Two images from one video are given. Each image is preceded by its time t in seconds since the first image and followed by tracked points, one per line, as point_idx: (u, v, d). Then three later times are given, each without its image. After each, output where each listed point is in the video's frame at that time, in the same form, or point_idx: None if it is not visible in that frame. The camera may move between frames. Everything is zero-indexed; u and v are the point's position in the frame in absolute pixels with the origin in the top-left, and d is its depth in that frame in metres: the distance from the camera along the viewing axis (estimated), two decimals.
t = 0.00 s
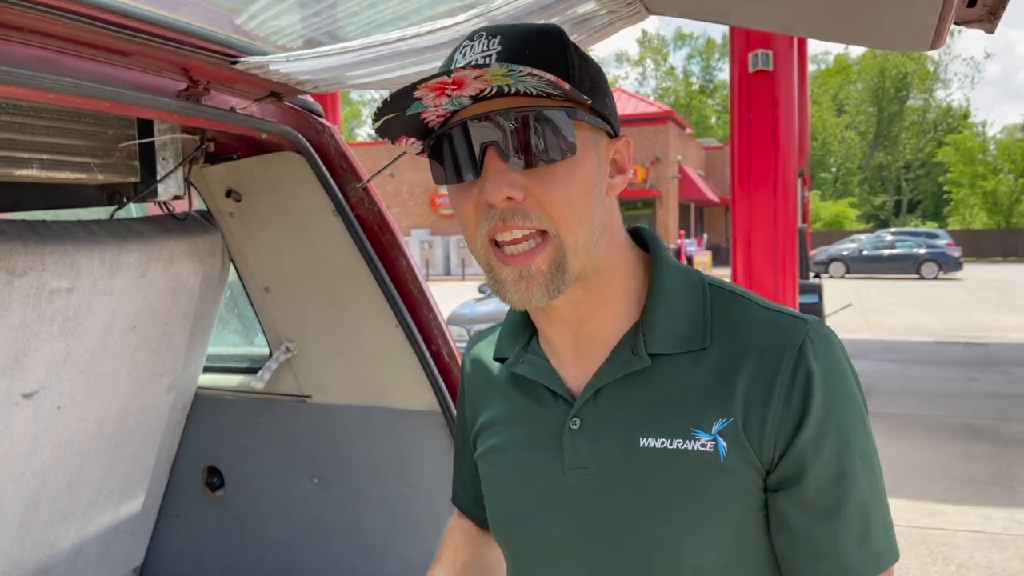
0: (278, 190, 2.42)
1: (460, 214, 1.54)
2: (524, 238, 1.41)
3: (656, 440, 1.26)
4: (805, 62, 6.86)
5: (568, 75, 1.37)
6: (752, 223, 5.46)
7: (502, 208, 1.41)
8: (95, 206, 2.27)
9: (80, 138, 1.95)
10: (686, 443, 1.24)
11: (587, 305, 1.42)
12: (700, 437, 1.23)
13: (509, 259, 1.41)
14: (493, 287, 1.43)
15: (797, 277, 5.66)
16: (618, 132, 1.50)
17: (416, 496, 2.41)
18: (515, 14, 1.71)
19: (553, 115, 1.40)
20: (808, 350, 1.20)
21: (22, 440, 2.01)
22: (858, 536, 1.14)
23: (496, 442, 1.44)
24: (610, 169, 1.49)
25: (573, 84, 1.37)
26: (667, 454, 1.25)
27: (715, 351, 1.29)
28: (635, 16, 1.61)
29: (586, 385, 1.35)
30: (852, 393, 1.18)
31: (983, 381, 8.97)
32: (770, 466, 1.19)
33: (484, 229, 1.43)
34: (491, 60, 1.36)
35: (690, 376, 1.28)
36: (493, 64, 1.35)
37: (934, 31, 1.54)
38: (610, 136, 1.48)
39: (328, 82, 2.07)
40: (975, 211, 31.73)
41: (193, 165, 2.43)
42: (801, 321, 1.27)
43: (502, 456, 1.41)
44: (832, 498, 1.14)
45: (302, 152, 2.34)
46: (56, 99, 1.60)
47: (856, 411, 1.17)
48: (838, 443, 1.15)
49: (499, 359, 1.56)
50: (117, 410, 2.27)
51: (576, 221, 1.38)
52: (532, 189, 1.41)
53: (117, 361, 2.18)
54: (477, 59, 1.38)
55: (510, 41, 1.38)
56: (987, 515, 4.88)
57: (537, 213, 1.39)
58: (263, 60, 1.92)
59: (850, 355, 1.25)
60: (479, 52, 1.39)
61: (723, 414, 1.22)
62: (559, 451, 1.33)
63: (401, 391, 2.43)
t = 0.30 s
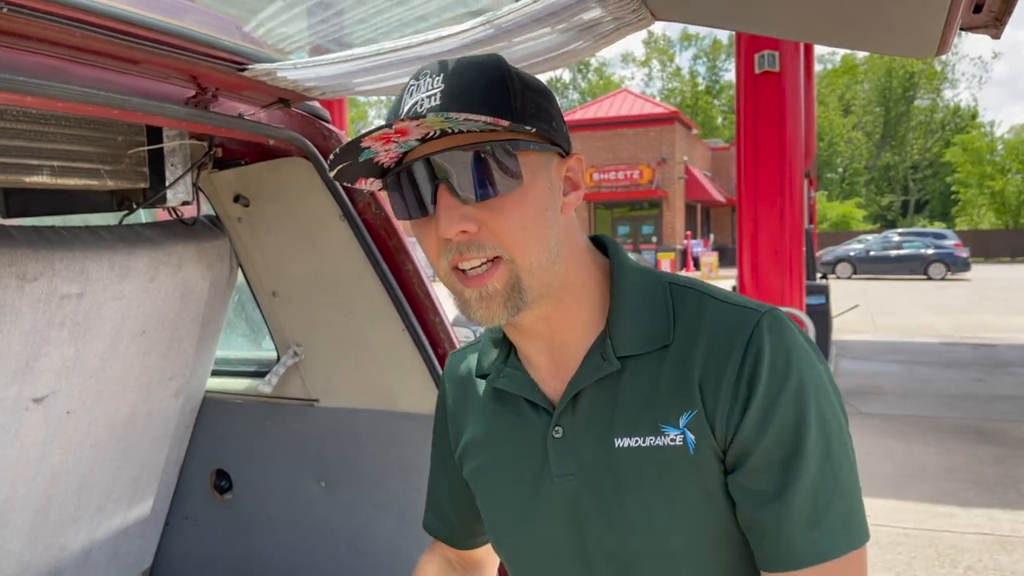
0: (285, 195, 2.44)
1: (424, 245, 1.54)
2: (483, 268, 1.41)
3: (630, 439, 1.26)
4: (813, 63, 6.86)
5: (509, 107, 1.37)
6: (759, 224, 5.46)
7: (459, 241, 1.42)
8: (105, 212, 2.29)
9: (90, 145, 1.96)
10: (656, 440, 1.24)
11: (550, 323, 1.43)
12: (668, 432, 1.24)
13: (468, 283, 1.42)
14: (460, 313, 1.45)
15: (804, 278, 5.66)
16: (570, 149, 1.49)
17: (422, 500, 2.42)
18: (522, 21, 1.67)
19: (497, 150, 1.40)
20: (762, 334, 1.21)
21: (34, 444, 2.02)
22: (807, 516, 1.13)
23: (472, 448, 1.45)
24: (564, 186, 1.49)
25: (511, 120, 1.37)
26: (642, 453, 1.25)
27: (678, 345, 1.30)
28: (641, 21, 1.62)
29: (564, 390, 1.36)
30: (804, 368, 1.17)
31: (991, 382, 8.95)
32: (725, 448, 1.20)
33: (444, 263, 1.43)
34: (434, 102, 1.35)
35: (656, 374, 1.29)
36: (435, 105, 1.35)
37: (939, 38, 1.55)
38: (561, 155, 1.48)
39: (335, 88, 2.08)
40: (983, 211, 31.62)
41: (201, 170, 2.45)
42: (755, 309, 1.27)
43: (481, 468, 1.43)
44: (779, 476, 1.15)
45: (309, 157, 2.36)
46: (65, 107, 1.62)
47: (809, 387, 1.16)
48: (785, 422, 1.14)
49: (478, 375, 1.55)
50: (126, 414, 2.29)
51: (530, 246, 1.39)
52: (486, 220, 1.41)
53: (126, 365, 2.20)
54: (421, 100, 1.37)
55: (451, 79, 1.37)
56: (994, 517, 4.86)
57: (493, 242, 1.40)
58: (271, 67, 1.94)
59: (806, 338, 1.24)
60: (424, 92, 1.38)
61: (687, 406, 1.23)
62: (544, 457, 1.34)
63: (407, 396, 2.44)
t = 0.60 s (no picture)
0: (296, 193, 2.45)
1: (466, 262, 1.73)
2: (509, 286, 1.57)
3: (645, 442, 1.39)
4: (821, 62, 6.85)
5: (520, 128, 1.49)
6: (767, 224, 5.45)
7: (482, 263, 1.59)
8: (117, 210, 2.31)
9: (102, 144, 1.98)
10: (661, 443, 1.36)
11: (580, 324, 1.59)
12: (673, 438, 1.35)
13: (501, 303, 1.58)
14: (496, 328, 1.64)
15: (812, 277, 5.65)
16: (596, 153, 1.58)
17: (432, 496, 2.43)
18: (531, 18, 1.67)
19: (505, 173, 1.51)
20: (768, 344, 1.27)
21: (48, 441, 2.04)
22: (792, 535, 1.20)
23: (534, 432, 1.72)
24: (591, 193, 1.58)
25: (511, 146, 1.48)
26: (651, 454, 1.38)
27: (692, 349, 1.39)
28: (651, 19, 1.62)
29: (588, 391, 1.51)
30: (809, 377, 1.21)
31: (1001, 382, 8.90)
32: (726, 452, 1.30)
33: (475, 284, 1.60)
34: (448, 129, 1.51)
35: (666, 378, 1.40)
36: (449, 133, 1.51)
37: (949, 34, 1.55)
38: (584, 162, 1.56)
39: (345, 87, 2.09)
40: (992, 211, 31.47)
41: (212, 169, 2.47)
42: (770, 313, 1.32)
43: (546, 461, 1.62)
44: (771, 489, 1.22)
45: (319, 156, 2.37)
46: (80, 106, 1.64)
47: (813, 399, 1.20)
48: (779, 437, 1.21)
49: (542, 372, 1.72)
50: (139, 411, 2.30)
51: (548, 262, 1.52)
52: (505, 242, 1.55)
53: (139, 362, 2.21)
54: (437, 127, 1.53)
55: (466, 102, 1.50)
56: (1004, 517, 4.84)
57: (513, 262, 1.55)
58: (281, 66, 1.95)
59: (829, 340, 1.26)
60: (441, 117, 1.53)
61: (691, 413, 1.33)
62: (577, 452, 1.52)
63: (417, 393, 2.45)
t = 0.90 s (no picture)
0: (297, 193, 2.44)
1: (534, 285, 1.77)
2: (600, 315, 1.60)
3: (720, 472, 1.48)
4: (827, 60, 6.81)
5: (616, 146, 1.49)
6: (774, 224, 5.43)
7: (575, 295, 1.61)
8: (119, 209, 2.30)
9: (102, 143, 1.97)
10: (740, 478, 1.44)
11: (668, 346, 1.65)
12: (751, 477, 1.42)
13: (591, 330, 1.62)
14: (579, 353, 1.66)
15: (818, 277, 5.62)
16: (687, 167, 1.61)
17: (435, 497, 2.43)
18: (532, 17, 1.66)
19: (607, 202, 1.54)
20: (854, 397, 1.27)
21: (48, 442, 2.04)
22: None
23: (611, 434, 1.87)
24: (682, 209, 1.63)
25: (620, 178, 1.50)
26: (727, 484, 1.47)
27: (773, 389, 1.42)
28: (652, 17, 1.60)
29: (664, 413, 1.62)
30: (900, 435, 1.21)
31: (1009, 381, 8.86)
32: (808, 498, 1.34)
33: (565, 314, 1.64)
34: (535, 149, 1.51)
35: (744, 412, 1.46)
36: (538, 153, 1.51)
37: (954, 31, 1.53)
38: (676, 177, 1.61)
39: (346, 86, 2.08)
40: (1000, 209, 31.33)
41: (213, 169, 2.46)
42: (862, 358, 1.31)
43: (634, 467, 1.78)
44: (851, 543, 1.25)
45: (320, 155, 2.35)
46: (79, 105, 1.64)
47: (903, 461, 1.20)
48: (862, 493, 1.23)
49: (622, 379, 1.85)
50: (141, 412, 2.30)
51: (642, 290, 1.57)
52: (600, 272, 1.59)
53: (140, 363, 2.21)
54: (523, 146, 1.54)
55: (553, 120, 1.50)
56: (1012, 518, 4.81)
57: (608, 292, 1.59)
58: (281, 65, 1.95)
59: (925, 393, 1.25)
60: (525, 136, 1.54)
61: (772, 457, 1.38)
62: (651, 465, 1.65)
63: (419, 394, 2.44)
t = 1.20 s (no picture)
0: (301, 190, 2.43)
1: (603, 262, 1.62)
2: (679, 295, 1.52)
3: (801, 460, 1.42)
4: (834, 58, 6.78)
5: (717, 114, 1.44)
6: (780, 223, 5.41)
7: (663, 270, 1.51)
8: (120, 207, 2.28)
9: (103, 140, 1.97)
10: (835, 464, 1.39)
11: (733, 337, 1.54)
12: (850, 460, 1.38)
13: (666, 311, 1.52)
14: (647, 339, 1.55)
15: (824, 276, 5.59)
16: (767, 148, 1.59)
17: (438, 493, 2.42)
18: (533, 11, 1.64)
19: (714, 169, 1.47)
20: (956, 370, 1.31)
21: (51, 439, 2.04)
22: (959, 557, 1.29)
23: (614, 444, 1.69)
24: (757, 189, 1.60)
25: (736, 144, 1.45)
26: (813, 473, 1.41)
27: (861, 366, 1.42)
28: (654, 11, 1.58)
29: (725, 409, 1.50)
30: (1001, 404, 1.28)
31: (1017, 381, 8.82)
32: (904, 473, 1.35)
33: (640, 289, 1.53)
34: (632, 110, 1.43)
35: (835, 395, 1.42)
36: (635, 113, 1.43)
37: (960, 25, 1.51)
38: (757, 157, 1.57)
39: (347, 82, 2.07)
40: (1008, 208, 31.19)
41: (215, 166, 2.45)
42: (955, 330, 1.36)
43: (665, 481, 1.58)
44: (947, 509, 1.30)
45: (322, 152, 2.35)
46: (79, 101, 1.63)
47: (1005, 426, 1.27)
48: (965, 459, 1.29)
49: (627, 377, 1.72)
50: (143, 409, 2.30)
51: (728, 269, 1.50)
52: (690, 247, 1.50)
53: (142, 361, 2.20)
54: (618, 105, 1.44)
55: (652, 80, 1.43)
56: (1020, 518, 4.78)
57: (697, 271, 1.50)
58: (282, 60, 1.96)
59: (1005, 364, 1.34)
60: (619, 94, 1.45)
61: (873, 436, 1.36)
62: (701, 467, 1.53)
63: (422, 391, 2.44)
